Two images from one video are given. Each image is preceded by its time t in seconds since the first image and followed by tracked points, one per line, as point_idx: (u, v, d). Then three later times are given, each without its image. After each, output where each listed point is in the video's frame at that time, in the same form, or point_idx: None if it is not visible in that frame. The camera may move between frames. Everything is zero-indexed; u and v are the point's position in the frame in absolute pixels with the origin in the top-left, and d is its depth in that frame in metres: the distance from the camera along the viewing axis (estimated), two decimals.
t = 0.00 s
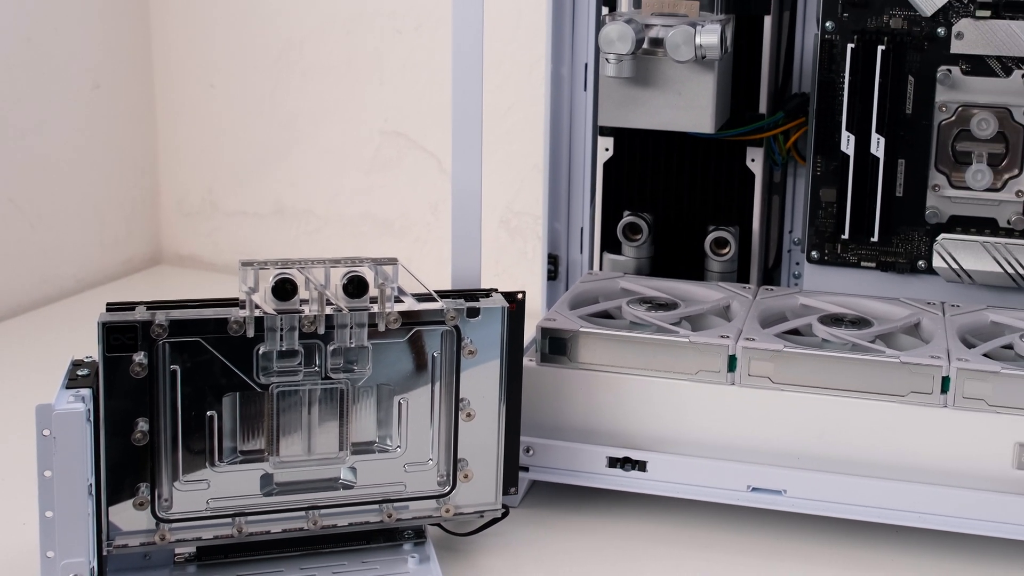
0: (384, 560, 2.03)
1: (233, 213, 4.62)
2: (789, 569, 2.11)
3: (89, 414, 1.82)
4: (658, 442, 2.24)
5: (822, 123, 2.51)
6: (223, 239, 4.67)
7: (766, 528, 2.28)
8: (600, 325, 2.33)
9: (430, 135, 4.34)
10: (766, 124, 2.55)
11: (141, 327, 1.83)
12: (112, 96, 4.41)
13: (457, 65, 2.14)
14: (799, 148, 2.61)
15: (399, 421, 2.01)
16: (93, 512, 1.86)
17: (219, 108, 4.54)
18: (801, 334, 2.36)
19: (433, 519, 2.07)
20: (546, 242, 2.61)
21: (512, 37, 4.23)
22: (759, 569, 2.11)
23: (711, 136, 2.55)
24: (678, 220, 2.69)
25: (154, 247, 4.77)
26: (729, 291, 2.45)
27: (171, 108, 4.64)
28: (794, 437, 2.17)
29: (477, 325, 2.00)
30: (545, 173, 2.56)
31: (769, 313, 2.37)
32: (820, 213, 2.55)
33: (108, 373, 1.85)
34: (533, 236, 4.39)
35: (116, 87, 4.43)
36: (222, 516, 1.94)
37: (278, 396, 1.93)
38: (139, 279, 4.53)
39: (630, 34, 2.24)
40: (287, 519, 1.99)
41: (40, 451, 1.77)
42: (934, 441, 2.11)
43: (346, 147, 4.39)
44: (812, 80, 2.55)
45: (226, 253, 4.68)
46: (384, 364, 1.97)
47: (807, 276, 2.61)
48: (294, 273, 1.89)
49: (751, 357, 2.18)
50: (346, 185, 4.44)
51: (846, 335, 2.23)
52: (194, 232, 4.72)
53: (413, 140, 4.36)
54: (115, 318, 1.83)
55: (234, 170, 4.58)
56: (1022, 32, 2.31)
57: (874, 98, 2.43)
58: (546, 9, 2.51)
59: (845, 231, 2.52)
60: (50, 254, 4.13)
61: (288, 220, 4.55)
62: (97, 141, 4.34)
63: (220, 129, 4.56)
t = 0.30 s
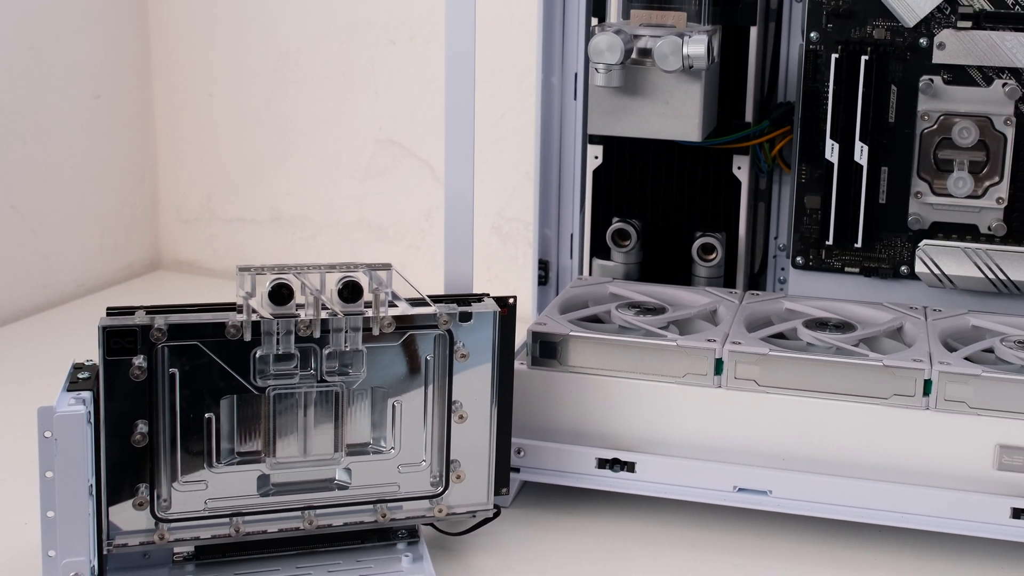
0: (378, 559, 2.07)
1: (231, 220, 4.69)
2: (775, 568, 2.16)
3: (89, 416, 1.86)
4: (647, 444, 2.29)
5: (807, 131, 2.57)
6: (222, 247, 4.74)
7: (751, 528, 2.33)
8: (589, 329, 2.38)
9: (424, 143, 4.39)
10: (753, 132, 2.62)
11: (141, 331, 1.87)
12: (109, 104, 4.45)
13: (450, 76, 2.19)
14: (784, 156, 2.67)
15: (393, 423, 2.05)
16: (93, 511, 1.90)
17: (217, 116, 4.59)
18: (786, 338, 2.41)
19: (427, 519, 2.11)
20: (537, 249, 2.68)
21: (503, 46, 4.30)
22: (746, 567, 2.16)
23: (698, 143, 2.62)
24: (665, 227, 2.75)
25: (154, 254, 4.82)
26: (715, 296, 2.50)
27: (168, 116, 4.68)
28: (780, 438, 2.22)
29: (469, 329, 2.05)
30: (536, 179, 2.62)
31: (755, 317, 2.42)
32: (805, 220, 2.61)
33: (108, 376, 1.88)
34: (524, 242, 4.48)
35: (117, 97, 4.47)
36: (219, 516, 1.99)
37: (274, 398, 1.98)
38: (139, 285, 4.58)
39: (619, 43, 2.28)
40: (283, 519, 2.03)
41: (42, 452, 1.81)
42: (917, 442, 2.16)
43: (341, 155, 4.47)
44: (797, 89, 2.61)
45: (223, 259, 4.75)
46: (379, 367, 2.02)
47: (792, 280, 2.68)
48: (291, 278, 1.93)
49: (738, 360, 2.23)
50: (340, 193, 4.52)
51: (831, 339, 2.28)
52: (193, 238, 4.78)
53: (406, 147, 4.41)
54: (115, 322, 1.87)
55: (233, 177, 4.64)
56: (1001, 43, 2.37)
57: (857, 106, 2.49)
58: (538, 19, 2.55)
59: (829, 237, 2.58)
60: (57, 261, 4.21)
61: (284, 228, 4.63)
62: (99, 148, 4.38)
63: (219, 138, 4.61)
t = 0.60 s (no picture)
0: (372, 557, 2.12)
1: (228, 226, 4.86)
2: (760, 566, 2.21)
3: (90, 418, 1.90)
4: (636, 445, 2.34)
5: (793, 140, 2.63)
6: (219, 252, 4.90)
7: (737, 527, 2.38)
8: (579, 333, 2.43)
9: (417, 152, 4.56)
10: (738, 140, 2.67)
11: (141, 335, 1.92)
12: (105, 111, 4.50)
13: (444, 85, 2.24)
14: (770, 164, 2.73)
15: (387, 424, 2.10)
16: (94, 511, 1.94)
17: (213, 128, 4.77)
18: (772, 341, 2.46)
19: (420, 519, 2.16)
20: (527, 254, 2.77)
21: (495, 55, 4.40)
22: (731, 566, 2.21)
23: (684, 152, 2.67)
24: (652, 234, 2.80)
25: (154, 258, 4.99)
26: (702, 300, 2.57)
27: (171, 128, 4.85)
28: (765, 439, 2.27)
29: (462, 333, 2.10)
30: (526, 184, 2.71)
31: (741, 321, 2.48)
32: (790, 225, 2.67)
33: (108, 379, 1.93)
34: (515, 248, 4.55)
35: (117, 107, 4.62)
36: (217, 515, 2.03)
37: (271, 400, 2.02)
38: (137, 289, 4.72)
39: (608, 54, 2.33)
40: (280, 518, 2.08)
41: (44, 453, 1.86)
42: (899, 443, 2.21)
43: (334, 161, 4.62)
44: (782, 98, 2.66)
45: (221, 265, 4.92)
46: (373, 370, 2.06)
47: (778, 285, 2.74)
48: (287, 283, 1.98)
49: (724, 364, 2.28)
50: (337, 200, 4.68)
51: (815, 343, 2.33)
52: (193, 243, 4.94)
53: (400, 155, 4.57)
54: (115, 326, 1.91)
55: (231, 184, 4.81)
56: (983, 53, 2.42)
57: (840, 116, 2.54)
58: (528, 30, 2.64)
59: (814, 242, 2.64)
60: (38, 265, 4.22)
61: (280, 234, 4.79)
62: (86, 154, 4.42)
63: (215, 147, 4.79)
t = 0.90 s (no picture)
0: (367, 556, 2.17)
1: (227, 232, 4.92)
2: (746, 564, 2.26)
3: (91, 419, 1.95)
4: (625, 446, 2.39)
5: (778, 148, 2.69)
6: (218, 256, 4.97)
7: (724, 527, 2.43)
8: (570, 336, 2.49)
9: (410, 160, 4.59)
10: (726, 148, 2.73)
11: (141, 339, 1.96)
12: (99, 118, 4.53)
13: (437, 94, 2.29)
14: (756, 171, 2.79)
15: (382, 426, 2.15)
16: (96, 511, 1.99)
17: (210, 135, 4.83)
18: (758, 344, 2.52)
19: (414, 518, 2.21)
20: (518, 260, 2.82)
21: (487, 63, 4.46)
22: (718, 564, 2.26)
23: (672, 159, 2.73)
24: (642, 240, 2.86)
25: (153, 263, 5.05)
26: (690, 305, 2.63)
27: (168, 135, 4.91)
28: (751, 440, 2.33)
29: (455, 336, 2.15)
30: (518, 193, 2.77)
31: (728, 325, 2.54)
32: (775, 232, 2.73)
33: (109, 382, 1.97)
34: (507, 253, 4.61)
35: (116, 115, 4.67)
36: (215, 515, 2.08)
37: (268, 402, 2.07)
38: (137, 294, 4.77)
39: (598, 64, 2.38)
40: (277, 517, 2.13)
41: (47, 454, 1.90)
42: (882, 444, 2.26)
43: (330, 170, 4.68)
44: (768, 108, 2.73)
45: (221, 270, 4.97)
46: (368, 373, 2.11)
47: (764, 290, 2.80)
48: (284, 287, 2.03)
49: (711, 366, 2.33)
50: (332, 206, 4.73)
51: (800, 346, 2.38)
52: (192, 248, 5.00)
53: (394, 163, 4.61)
54: (116, 329, 1.96)
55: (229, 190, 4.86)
56: (963, 62, 2.49)
57: (824, 126, 2.61)
58: (520, 39, 2.70)
59: (799, 248, 2.70)
60: (30, 270, 4.25)
61: (278, 239, 4.85)
62: (78, 160, 4.45)
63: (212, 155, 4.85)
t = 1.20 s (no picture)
0: (363, 554, 2.22)
1: (225, 238, 4.98)
2: (733, 562, 2.32)
3: (93, 421, 1.99)
4: (614, 447, 2.45)
5: (764, 156, 2.75)
6: (219, 263, 5.01)
7: (710, 526, 2.49)
8: (560, 340, 2.54)
9: (407, 167, 4.74)
10: (714, 156, 2.78)
11: (142, 342, 2.01)
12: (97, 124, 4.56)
13: (430, 103, 2.34)
14: (742, 178, 2.86)
15: (377, 427, 2.20)
16: (97, 510, 2.03)
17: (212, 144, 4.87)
18: (745, 348, 2.58)
19: (408, 517, 2.26)
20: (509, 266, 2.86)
21: (480, 72, 4.52)
22: (705, 562, 2.31)
23: (661, 166, 2.79)
24: (631, 245, 2.93)
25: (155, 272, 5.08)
26: (678, 309, 2.69)
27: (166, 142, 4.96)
28: (738, 441, 2.38)
29: (448, 340, 2.20)
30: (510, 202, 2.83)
31: (715, 329, 2.60)
32: (761, 238, 2.80)
33: (111, 384, 2.02)
34: (499, 258, 4.69)
35: (118, 124, 4.70)
36: (214, 514, 2.12)
37: (266, 404, 2.12)
38: (138, 299, 4.82)
39: (588, 74, 2.44)
40: (274, 517, 2.18)
41: (50, 455, 1.95)
42: (865, 445, 2.32)
43: (327, 176, 4.79)
44: (754, 117, 2.79)
45: (220, 275, 5.02)
46: (363, 375, 2.16)
47: (750, 294, 2.86)
48: (281, 292, 2.07)
49: (699, 369, 2.39)
50: (327, 212, 4.84)
51: (785, 349, 2.44)
52: (192, 255, 5.04)
53: (391, 171, 4.75)
54: (117, 333, 2.00)
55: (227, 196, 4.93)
56: (945, 72, 2.55)
57: (809, 132, 2.67)
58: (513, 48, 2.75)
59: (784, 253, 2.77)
60: (31, 276, 4.28)
61: (275, 245, 4.93)
62: (80, 166, 4.48)
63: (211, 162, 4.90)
